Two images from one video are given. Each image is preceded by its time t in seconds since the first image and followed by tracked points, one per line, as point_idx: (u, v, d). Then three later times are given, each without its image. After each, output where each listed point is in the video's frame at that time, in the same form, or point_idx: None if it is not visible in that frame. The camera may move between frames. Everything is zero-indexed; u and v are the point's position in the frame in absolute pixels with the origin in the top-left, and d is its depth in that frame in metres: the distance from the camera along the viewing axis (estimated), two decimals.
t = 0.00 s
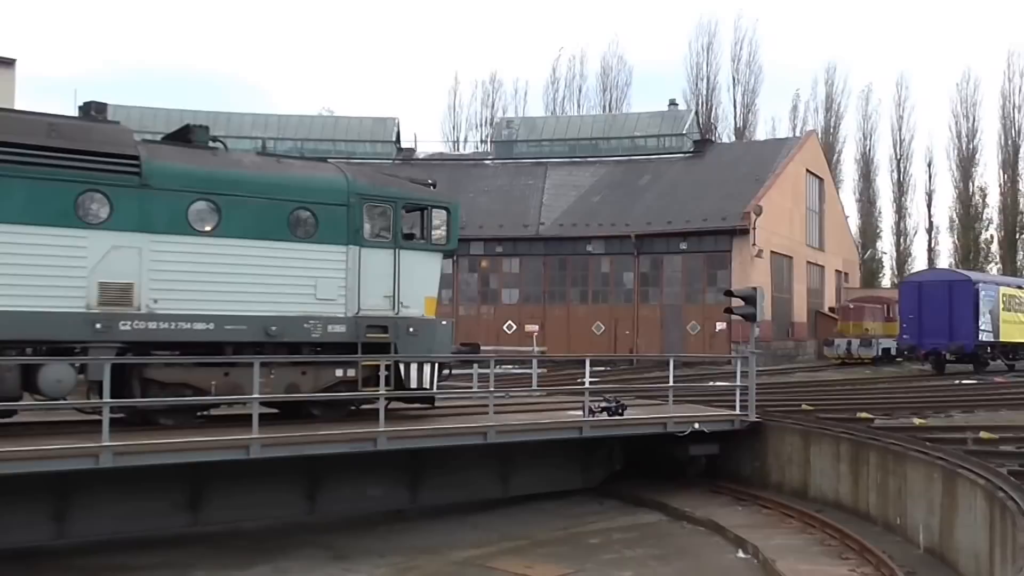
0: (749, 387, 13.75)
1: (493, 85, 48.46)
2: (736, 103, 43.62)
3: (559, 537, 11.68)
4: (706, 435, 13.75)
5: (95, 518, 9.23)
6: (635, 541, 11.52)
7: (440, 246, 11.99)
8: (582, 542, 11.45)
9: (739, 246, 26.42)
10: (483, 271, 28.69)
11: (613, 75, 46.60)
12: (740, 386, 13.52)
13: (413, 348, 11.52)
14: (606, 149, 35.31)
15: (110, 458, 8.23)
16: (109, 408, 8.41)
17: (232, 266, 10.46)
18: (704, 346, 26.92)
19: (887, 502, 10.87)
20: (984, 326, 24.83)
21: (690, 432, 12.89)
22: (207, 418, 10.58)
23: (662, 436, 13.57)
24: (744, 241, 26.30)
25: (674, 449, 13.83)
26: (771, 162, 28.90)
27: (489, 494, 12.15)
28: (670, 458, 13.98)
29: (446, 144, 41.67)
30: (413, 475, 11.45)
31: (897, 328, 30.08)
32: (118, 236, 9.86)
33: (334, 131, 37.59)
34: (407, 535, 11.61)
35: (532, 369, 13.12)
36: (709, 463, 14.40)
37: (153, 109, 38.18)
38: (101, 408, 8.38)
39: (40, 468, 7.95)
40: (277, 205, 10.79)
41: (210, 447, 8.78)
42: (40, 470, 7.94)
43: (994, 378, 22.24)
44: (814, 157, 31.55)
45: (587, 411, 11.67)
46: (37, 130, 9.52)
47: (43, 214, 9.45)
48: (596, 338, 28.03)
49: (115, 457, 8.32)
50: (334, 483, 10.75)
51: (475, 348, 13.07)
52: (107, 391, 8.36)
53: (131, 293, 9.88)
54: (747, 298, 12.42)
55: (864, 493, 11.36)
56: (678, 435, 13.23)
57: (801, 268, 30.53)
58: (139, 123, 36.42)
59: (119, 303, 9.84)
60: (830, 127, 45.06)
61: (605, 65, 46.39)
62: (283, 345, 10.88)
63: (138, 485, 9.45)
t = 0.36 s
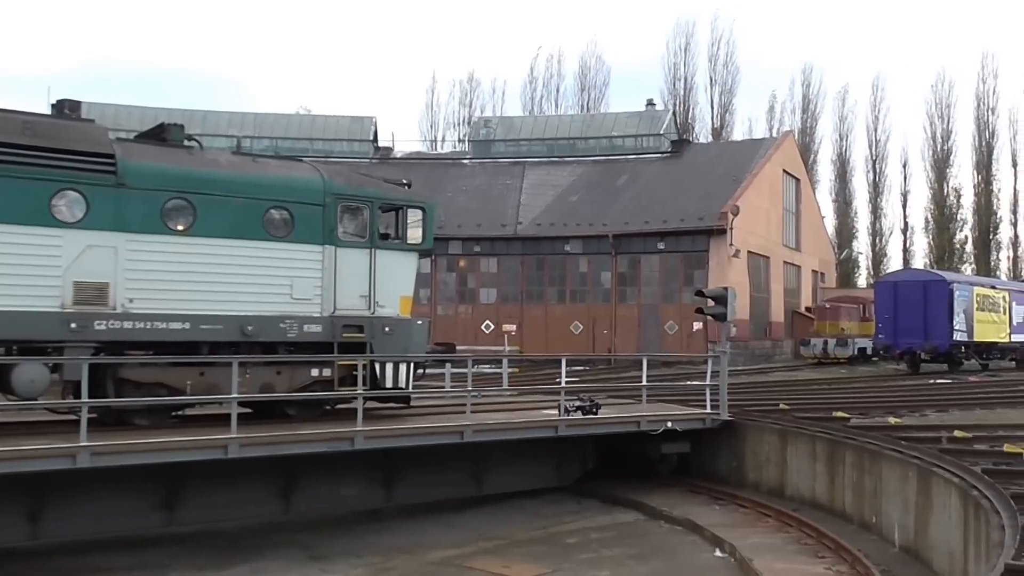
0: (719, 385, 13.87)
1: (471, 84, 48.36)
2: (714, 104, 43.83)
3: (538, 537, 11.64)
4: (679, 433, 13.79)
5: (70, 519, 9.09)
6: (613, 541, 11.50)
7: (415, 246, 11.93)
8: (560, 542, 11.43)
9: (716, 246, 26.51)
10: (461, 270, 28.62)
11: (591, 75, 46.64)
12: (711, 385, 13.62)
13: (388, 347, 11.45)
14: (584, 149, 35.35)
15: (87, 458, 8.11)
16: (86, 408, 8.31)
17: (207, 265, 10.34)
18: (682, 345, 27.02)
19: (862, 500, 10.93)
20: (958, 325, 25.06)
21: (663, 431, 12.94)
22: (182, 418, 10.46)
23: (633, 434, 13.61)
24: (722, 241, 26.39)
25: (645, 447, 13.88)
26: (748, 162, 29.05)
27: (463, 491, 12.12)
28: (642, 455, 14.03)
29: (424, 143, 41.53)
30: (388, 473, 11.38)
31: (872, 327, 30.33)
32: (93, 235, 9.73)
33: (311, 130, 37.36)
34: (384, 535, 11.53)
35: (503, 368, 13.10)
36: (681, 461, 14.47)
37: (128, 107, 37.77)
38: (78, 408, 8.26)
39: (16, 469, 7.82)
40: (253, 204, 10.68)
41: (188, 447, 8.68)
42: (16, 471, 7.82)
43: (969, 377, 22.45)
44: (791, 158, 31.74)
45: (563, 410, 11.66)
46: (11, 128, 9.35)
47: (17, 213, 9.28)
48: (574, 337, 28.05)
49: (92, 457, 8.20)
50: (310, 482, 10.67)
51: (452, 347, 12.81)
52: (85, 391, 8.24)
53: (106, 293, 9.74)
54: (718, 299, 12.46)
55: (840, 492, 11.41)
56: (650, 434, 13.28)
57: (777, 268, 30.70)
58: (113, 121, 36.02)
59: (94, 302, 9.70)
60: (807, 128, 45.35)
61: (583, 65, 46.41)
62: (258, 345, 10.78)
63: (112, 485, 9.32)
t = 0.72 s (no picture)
0: (699, 384, 13.97)
1: (458, 83, 48.29)
2: (700, 104, 43.98)
3: (524, 537, 11.63)
4: (661, 432, 13.82)
5: (53, 521, 9.01)
6: (600, 540, 11.50)
7: (399, 246, 11.91)
8: (546, 541, 11.42)
9: (702, 246, 26.59)
10: (447, 270, 28.58)
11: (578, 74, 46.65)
12: (692, 384, 13.70)
13: (373, 347, 11.40)
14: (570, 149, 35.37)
15: (72, 459, 8.04)
16: (71, 408, 8.23)
17: (191, 264, 10.27)
18: (668, 344, 27.10)
19: (847, 499, 10.99)
20: (942, 325, 25.24)
21: (644, 429, 12.99)
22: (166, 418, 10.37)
23: (615, 433, 13.65)
24: (707, 241, 26.47)
25: (627, 445, 13.92)
26: (732, 163, 29.16)
27: (447, 490, 12.10)
28: (626, 454, 14.07)
29: (410, 142, 41.47)
30: (372, 472, 11.35)
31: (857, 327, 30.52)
32: (76, 234, 9.63)
33: (297, 128, 37.20)
34: (369, 535, 11.49)
35: (485, 367, 13.09)
36: (664, 459, 14.53)
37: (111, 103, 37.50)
38: (63, 409, 8.19)
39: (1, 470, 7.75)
40: (238, 203, 10.62)
41: (174, 447, 8.62)
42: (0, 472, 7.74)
43: (952, 377, 22.60)
44: (777, 158, 31.87)
45: (547, 409, 11.66)
46: None
47: None
48: (560, 337, 28.07)
49: (77, 458, 8.12)
50: (294, 482, 10.63)
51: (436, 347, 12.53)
52: (70, 391, 8.17)
53: (89, 293, 9.65)
54: (699, 298, 12.48)
55: (826, 491, 11.46)
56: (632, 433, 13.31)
57: (763, 268, 30.83)
58: (95, 118, 35.74)
59: (77, 302, 9.60)
60: (792, 129, 45.56)
61: (570, 64, 46.42)
62: (243, 345, 10.71)
63: (95, 486, 9.25)
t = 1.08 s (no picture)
0: (689, 383, 14.03)
1: (452, 83, 48.25)
2: (694, 105, 44.05)
3: (518, 537, 11.61)
4: (651, 431, 13.84)
5: (45, 521, 8.96)
6: (593, 540, 11.50)
7: (390, 246, 11.90)
8: (541, 542, 11.41)
9: (696, 246, 26.60)
10: (441, 270, 28.56)
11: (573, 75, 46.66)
12: (681, 383, 13.77)
13: (365, 347, 11.39)
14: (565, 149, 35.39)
15: (66, 459, 8.01)
16: (65, 408, 8.20)
17: (185, 264, 10.24)
18: (662, 344, 27.13)
19: (841, 499, 11.01)
20: (935, 325, 25.31)
21: (635, 428, 13.03)
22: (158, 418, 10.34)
23: (606, 433, 13.66)
24: (701, 241, 26.50)
25: (617, 444, 13.89)
26: (726, 163, 29.21)
27: (439, 490, 12.09)
28: (615, 453, 14.04)
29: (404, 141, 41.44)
30: (365, 472, 11.33)
31: (850, 327, 30.61)
32: (69, 234, 9.59)
33: (291, 128, 37.15)
34: (363, 536, 11.46)
35: (476, 367, 13.09)
36: (653, 458, 14.54)
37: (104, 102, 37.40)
38: (58, 409, 8.16)
39: None
40: (231, 203, 10.59)
41: (169, 447, 8.59)
42: None
43: (946, 376, 22.65)
44: (771, 159, 31.91)
45: (538, 409, 11.68)
46: None
47: None
48: (554, 337, 28.09)
49: (72, 458, 8.09)
50: (286, 482, 10.61)
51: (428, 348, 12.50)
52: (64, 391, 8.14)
53: (82, 292, 9.60)
54: (689, 298, 12.51)
55: (820, 491, 11.48)
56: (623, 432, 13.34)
57: (757, 268, 30.88)
58: (88, 117, 35.62)
59: (70, 302, 9.56)
60: (786, 129, 45.66)
61: (564, 65, 46.42)
62: (236, 345, 10.68)
63: (88, 486, 9.21)
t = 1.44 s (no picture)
0: (685, 383, 14.05)
1: (451, 83, 48.30)
2: (693, 105, 44.08)
3: (517, 537, 11.62)
4: (646, 430, 13.86)
5: (45, 520, 8.97)
6: (592, 540, 11.50)
7: (388, 246, 11.92)
8: (540, 541, 11.42)
9: (695, 246, 26.61)
10: (441, 270, 28.57)
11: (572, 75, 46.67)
12: (677, 383, 13.81)
13: (363, 347, 11.40)
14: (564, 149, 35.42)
15: (68, 458, 8.02)
16: (68, 407, 8.21)
17: (184, 264, 10.25)
18: (661, 344, 27.15)
19: (840, 498, 11.02)
20: (934, 326, 25.32)
21: (632, 428, 13.06)
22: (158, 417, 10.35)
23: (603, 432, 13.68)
24: (700, 241, 26.50)
25: (613, 444, 14.01)
26: (725, 163, 29.25)
27: (436, 489, 12.10)
28: (611, 453, 14.17)
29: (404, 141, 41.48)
30: (363, 471, 11.34)
31: (850, 327, 30.65)
32: (69, 233, 9.60)
33: (290, 128, 37.15)
34: (362, 535, 11.48)
35: (472, 366, 13.10)
36: (647, 456, 14.69)
37: (104, 102, 37.41)
38: (60, 408, 8.17)
39: None
40: (230, 204, 10.60)
41: (170, 446, 8.60)
42: None
43: (946, 376, 22.66)
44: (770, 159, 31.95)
45: (536, 408, 11.70)
46: None
47: None
48: (553, 337, 28.11)
49: (74, 457, 8.10)
50: (284, 480, 10.63)
51: (425, 347, 12.38)
52: (66, 390, 8.15)
53: (82, 292, 9.61)
54: (685, 298, 12.53)
55: (819, 491, 11.49)
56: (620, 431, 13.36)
57: (756, 268, 30.89)
58: (88, 117, 35.62)
59: (71, 302, 9.57)
60: (786, 129, 45.68)
61: (564, 65, 46.44)
62: (235, 344, 10.69)
63: (87, 485, 9.22)
